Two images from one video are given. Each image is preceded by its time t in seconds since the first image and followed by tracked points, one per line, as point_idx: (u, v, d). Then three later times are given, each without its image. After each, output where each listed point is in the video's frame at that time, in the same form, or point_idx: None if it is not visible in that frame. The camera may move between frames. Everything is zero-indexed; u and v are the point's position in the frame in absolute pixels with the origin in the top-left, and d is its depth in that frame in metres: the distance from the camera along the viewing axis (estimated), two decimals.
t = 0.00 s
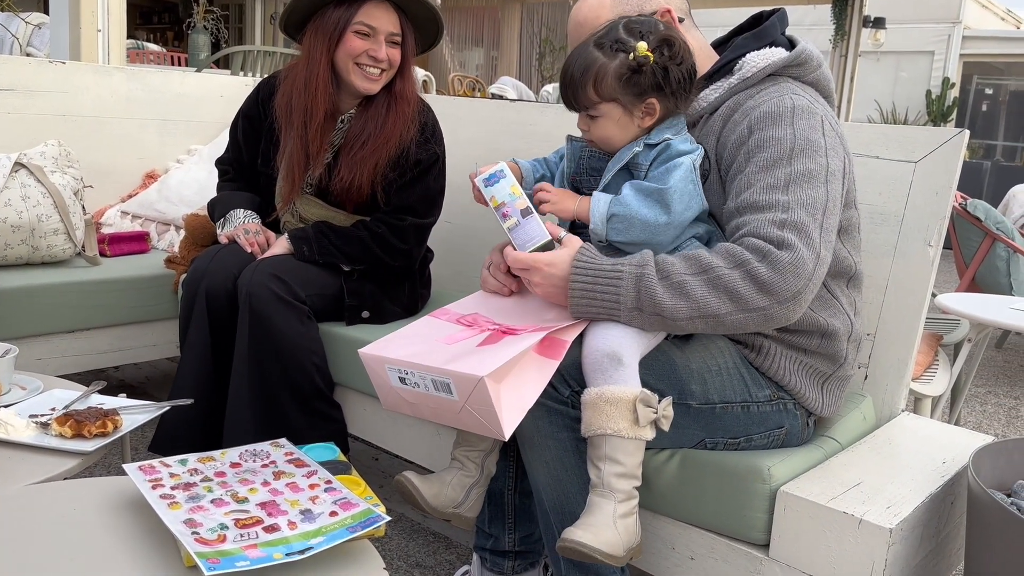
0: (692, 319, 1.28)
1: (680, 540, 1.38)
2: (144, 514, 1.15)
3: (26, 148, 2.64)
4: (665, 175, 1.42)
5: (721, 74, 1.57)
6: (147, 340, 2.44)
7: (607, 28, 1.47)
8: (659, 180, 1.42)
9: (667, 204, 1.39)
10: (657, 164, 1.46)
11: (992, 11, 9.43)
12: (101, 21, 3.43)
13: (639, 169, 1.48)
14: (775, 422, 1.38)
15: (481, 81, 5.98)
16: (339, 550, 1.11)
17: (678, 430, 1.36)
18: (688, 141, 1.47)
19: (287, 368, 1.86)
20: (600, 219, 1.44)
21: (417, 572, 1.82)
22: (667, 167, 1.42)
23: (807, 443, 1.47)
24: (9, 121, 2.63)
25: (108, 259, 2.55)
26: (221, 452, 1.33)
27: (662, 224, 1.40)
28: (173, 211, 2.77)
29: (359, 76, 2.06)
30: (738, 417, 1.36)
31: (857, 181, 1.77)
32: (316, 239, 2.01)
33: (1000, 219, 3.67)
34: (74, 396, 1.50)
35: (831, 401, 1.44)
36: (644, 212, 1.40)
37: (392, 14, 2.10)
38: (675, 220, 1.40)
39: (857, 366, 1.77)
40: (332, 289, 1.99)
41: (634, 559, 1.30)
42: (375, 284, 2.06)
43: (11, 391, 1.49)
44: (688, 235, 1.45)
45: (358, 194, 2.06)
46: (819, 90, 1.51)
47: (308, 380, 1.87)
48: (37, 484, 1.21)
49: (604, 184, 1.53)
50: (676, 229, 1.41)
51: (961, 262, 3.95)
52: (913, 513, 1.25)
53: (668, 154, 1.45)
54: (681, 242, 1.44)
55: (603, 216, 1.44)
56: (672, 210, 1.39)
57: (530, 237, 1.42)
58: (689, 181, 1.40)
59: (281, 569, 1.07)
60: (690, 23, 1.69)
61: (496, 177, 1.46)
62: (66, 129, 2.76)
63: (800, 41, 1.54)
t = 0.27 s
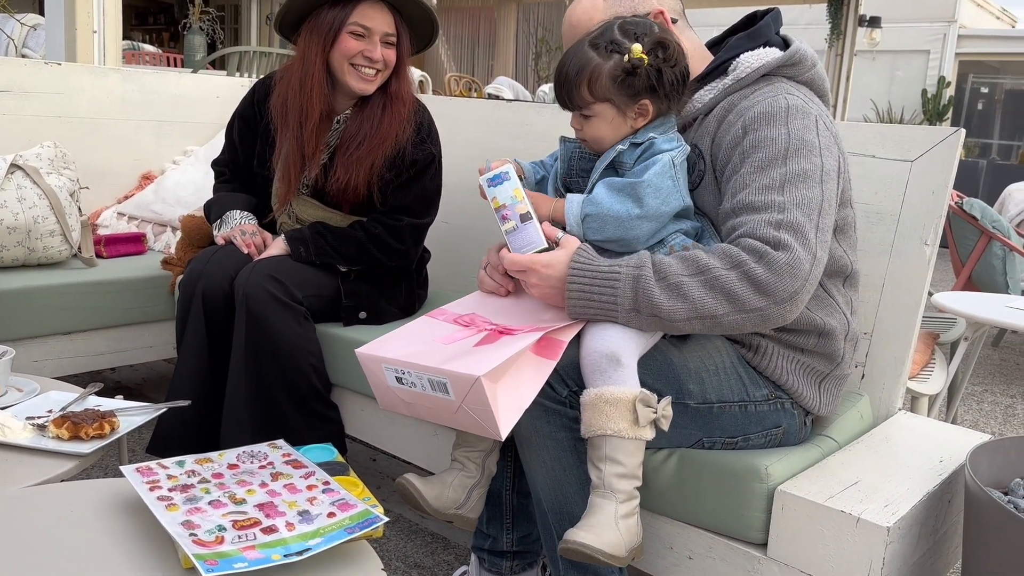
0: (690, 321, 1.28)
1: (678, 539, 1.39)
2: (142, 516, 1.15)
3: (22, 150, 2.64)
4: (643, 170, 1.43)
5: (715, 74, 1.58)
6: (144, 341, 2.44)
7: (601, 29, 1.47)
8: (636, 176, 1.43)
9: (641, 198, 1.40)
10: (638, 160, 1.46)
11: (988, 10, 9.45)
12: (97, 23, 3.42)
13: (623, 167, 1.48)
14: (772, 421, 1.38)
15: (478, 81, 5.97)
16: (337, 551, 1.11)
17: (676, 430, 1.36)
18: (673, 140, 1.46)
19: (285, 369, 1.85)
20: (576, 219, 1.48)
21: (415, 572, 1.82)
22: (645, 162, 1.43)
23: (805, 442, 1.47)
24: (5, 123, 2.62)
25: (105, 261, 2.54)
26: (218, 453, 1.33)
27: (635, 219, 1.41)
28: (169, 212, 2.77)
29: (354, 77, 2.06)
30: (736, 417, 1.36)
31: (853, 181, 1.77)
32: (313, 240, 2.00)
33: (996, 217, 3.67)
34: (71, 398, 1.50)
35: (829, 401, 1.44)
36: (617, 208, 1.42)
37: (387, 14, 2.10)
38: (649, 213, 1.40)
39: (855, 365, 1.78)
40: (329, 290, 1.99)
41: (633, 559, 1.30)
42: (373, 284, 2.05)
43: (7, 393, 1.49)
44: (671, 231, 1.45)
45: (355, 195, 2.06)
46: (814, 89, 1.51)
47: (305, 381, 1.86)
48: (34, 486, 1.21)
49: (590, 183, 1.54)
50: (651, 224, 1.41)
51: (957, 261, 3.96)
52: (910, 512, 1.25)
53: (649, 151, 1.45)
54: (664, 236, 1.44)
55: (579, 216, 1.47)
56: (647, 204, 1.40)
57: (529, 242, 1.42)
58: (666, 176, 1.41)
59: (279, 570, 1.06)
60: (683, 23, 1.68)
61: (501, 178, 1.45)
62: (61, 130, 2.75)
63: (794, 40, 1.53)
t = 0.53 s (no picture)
0: (686, 318, 1.28)
1: (675, 538, 1.39)
2: (139, 517, 1.14)
3: (17, 151, 2.63)
4: (630, 172, 1.44)
5: (709, 73, 1.57)
6: (139, 343, 2.43)
7: (593, 29, 1.48)
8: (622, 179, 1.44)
9: (625, 200, 1.41)
10: (627, 162, 1.46)
11: (983, 9, 9.47)
12: (92, 23, 3.42)
13: (612, 169, 1.49)
14: (768, 419, 1.38)
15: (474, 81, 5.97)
16: (335, 551, 1.11)
17: (672, 428, 1.36)
18: (662, 139, 1.46)
19: (281, 369, 1.85)
20: (564, 227, 1.49)
21: (413, 572, 1.82)
22: (633, 164, 1.44)
23: (802, 440, 1.47)
24: None
25: (100, 262, 2.54)
26: (214, 454, 1.33)
27: (620, 221, 1.41)
28: (165, 213, 2.76)
29: (350, 77, 2.06)
30: (732, 415, 1.36)
31: (848, 179, 1.77)
32: (308, 240, 2.00)
33: (992, 215, 3.68)
34: (67, 399, 1.49)
35: (825, 398, 1.44)
36: (601, 213, 1.43)
37: (382, 14, 2.10)
38: (634, 215, 1.41)
39: (851, 364, 1.78)
40: (325, 290, 1.99)
41: (630, 557, 1.30)
42: (369, 284, 2.05)
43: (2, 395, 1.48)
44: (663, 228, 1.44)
45: (351, 194, 2.06)
46: (806, 87, 1.51)
47: (302, 381, 1.86)
48: (30, 487, 1.20)
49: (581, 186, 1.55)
50: (638, 225, 1.42)
51: (953, 259, 3.96)
52: (907, 509, 1.25)
53: (638, 152, 1.45)
54: (656, 234, 1.44)
55: (566, 226, 1.48)
56: (632, 206, 1.41)
57: (521, 245, 1.43)
58: (653, 177, 1.41)
59: (276, 570, 1.06)
60: (675, 23, 1.69)
61: (496, 181, 1.46)
62: (56, 131, 2.75)
63: (786, 38, 1.53)
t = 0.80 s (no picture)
0: (682, 317, 1.28)
1: (672, 537, 1.39)
2: (136, 518, 1.14)
3: (12, 151, 2.63)
4: (622, 172, 1.44)
5: (702, 72, 1.58)
6: (135, 343, 2.43)
7: (588, 30, 1.48)
8: (613, 180, 1.44)
9: (616, 202, 1.42)
10: (619, 161, 1.47)
11: (978, 8, 9.49)
12: (87, 24, 3.41)
13: (604, 168, 1.49)
14: (765, 417, 1.39)
15: (470, 81, 5.97)
16: (332, 550, 1.11)
17: (670, 427, 1.36)
18: (654, 139, 1.46)
19: (278, 369, 1.85)
20: (556, 228, 1.49)
21: (411, 572, 1.82)
22: (626, 164, 1.44)
23: (798, 438, 1.48)
24: None
25: (96, 262, 2.53)
26: (211, 454, 1.33)
27: (612, 222, 1.42)
28: (161, 213, 2.76)
29: (345, 76, 2.06)
30: (729, 413, 1.36)
31: (844, 178, 1.78)
32: (305, 239, 2.00)
33: (987, 214, 3.68)
34: (63, 400, 1.49)
35: (822, 396, 1.44)
36: (592, 215, 1.43)
37: (377, 13, 2.09)
38: (625, 216, 1.41)
39: (847, 361, 1.78)
40: (322, 289, 1.99)
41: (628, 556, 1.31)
42: (365, 284, 2.05)
43: None
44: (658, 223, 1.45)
45: (347, 194, 2.06)
46: (800, 85, 1.51)
47: (299, 381, 1.86)
48: (26, 488, 1.20)
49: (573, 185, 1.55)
50: (628, 226, 1.42)
51: (949, 257, 3.97)
52: (903, 506, 1.26)
53: (629, 153, 1.46)
54: (647, 231, 1.44)
55: (558, 229, 1.49)
56: (623, 207, 1.41)
57: (519, 247, 1.41)
58: (645, 177, 1.41)
59: (274, 570, 1.06)
60: (669, 23, 1.69)
61: (494, 183, 1.42)
62: (52, 131, 2.74)
63: (779, 37, 1.53)
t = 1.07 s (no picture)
0: (679, 318, 1.28)
1: (670, 536, 1.39)
2: (134, 518, 1.14)
3: (8, 151, 2.62)
4: (619, 172, 1.44)
5: (697, 72, 1.57)
6: (132, 344, 2.42)
7: (580, 30, 1.48)
8: (610, 180, 1.44)
9: (613, 201, 1.42)
10: (616, 160, 1.47)
11: (974, 7, 9.50)
12: (83, 24, 3.41)
13: (600, 167, 1.50)
14: (762, 415, 1.39)
15: (467, 81, 5.96)
16: (330, 550, 1.11)
17: (668, 426, 1.36)
18: (649, 138, 1.47)
19: (276, 368, 1.85)
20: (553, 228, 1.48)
21: (409, 572, 1.82)
22: (623, 163, 1.44)
23: (796, 437, 1.48)
24: None
25: (93, 263, 2.53)
26: (208, 454, 1.33)
27: (609, 222, 1.42)
28: (158, 213, 2.75)
29: (340, 76, 2.06)
30: (727, 411, 1.36)
31: (841, 176, 1.78)
32: (302, 239, 2.00)
33: (984, 212, 3.69)
34: (61, 401, 1.49)
35: (819, 394, 1.44)
36: (590, 215, 1.43)
37: (372, 13, 2.09)
38: (622, 216, 1.42)
39: (844, 360, 1.78)
40: (319, 289, 1.99)
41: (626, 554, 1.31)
42: (363, 284, 2.05)
43: None
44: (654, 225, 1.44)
45: (345, 195, 2.05)
46: (796, 84, 1.51)
47: (297, 381, 1.86)
48: (24, 489, 1.20)
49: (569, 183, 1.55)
50: (625, 226, 1.42)
51: (946, 255, 3.98)
52: (901, 505, 1.26)
53: (626, 151, 1.46)
54: (643, 230, 1.43)
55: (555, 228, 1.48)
56: (619, 206, 1.41)
57: (514, 234, 1.41)
58: (642, 177, 1.41)
59: (272, 571, 1.06)
60: (665, 23, 1.69)
61: (484, 176, 1.44)
62: (48, 132, 2.74)
63: (774, 36, 1.54)
